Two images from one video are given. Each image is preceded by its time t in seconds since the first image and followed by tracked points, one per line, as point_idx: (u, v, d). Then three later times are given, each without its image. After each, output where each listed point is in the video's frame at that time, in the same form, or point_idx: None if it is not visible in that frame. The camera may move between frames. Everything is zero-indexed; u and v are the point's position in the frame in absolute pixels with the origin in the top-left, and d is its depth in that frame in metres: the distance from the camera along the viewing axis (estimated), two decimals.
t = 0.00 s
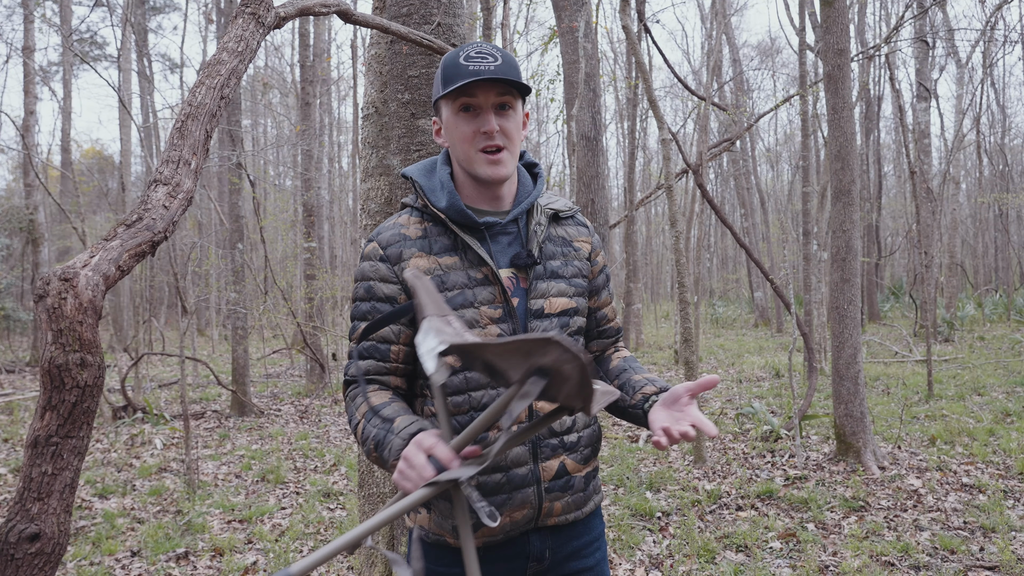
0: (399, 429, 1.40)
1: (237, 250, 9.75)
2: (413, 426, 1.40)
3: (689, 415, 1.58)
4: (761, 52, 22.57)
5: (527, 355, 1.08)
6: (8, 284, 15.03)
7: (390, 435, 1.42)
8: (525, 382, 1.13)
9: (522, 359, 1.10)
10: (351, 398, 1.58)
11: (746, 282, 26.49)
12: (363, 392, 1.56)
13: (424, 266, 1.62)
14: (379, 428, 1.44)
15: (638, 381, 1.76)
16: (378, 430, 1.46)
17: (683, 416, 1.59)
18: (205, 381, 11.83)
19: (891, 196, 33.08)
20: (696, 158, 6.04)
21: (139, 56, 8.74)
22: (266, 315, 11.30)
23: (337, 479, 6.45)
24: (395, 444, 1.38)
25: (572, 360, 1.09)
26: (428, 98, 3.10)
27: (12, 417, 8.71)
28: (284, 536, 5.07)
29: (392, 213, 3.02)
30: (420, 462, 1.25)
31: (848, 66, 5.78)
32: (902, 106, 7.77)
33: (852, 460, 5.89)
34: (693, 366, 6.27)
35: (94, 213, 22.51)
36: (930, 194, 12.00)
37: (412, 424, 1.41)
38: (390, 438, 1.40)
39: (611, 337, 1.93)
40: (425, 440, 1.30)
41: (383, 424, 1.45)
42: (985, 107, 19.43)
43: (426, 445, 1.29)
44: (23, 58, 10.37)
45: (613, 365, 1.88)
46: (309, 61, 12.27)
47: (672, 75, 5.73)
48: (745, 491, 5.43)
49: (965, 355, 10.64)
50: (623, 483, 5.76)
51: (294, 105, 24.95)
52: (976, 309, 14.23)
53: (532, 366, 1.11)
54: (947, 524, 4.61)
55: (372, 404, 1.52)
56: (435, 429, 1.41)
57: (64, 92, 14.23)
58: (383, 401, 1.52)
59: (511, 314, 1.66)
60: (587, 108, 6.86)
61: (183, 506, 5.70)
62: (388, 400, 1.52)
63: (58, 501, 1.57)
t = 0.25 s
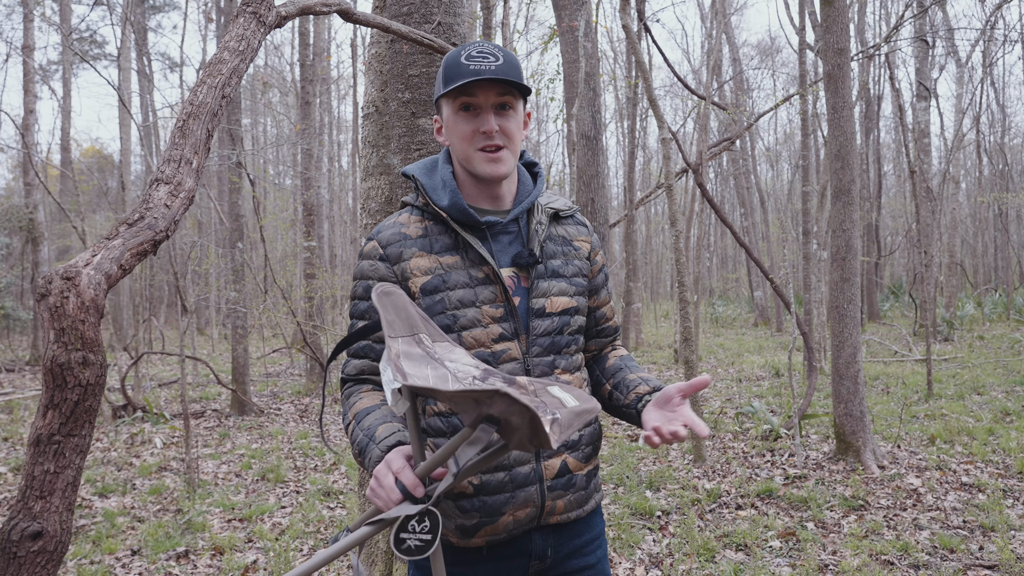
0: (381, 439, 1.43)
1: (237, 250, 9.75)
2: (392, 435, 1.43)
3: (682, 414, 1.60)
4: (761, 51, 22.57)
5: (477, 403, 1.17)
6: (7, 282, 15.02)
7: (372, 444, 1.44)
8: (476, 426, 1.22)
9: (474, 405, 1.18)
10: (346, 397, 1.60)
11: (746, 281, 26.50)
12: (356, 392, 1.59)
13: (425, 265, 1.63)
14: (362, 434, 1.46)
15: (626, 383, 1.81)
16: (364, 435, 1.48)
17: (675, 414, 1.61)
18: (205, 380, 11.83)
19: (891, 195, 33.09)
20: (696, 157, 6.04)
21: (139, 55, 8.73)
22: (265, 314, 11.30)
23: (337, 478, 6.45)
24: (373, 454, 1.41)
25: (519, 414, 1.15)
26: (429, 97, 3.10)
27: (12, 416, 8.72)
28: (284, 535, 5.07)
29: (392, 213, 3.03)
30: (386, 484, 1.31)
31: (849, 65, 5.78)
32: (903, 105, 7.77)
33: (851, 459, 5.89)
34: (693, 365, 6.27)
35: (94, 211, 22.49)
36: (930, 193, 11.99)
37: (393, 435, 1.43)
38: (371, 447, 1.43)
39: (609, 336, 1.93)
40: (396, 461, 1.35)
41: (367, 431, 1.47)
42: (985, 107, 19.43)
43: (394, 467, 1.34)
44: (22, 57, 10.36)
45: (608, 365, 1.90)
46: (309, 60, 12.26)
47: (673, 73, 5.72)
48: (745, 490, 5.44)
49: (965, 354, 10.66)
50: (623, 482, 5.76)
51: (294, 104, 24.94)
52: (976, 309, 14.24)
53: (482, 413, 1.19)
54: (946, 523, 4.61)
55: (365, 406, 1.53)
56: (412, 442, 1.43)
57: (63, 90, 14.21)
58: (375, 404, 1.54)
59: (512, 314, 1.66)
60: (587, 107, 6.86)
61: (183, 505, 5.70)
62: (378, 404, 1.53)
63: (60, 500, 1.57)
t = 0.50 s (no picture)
0: (379, 432, 1.43)
1: (237, 249, 9.76)
2: (390, 429, 1.42)
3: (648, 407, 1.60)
4: (761, 51, 22.57)
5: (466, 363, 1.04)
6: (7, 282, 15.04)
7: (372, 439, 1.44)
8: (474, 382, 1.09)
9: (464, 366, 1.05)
10: (347, 396, 1.61)
11: (746, 280, 26.53)
12: (358, 389, 1.60)
13: (421, 265, 1.63)
14: (361, 430, 1.47)
15: (613, 381, 1.82)
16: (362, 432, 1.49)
17: (643, 411, 1.60)
18: (205, 379, 11.85)
19: (891, 195, 33.09)
20: (696, 157, 6.04)
21: (139, 55, 8.74)
22: (266, 313, 11.32)
23: (337, 477, 6.46)
24: (375, 447, 1.40)
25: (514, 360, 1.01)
26: (429, 96, 3.10)
27: (12, 415, 8.73)
28: (284, 534, 5.08)
29: (392, 213, 3.03)
30: (400, 472, 1.27)
31: (848, 65, 5.78)
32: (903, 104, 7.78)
33: (851, 458, 5.89)
34: (693, 364, 6.28)
35: (94, 211, 22.50)
36: (930, 192, 12.02)
37: (392, 427, 1.42)
38: (371, 441, 1.43)
39: (607, 337, 1.93)
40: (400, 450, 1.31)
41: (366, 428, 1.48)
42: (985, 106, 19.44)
43: (401, 454, 1.30)
44: (22, 56, 10.35)
45: (603, 364, 1.90)
46: (309, 59, 12.25)
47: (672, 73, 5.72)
48: (745, 489, 5.44)
49: (964, 353, 10.68)
50: (622, 481, 5.76)
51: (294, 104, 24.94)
52: (975, 308, 14.25)
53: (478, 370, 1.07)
54: (946, 522, 4.62)
55: (364, 403, 1.54)
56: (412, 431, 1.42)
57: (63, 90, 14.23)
58: (373, 400, 1.55)
59: (509, 313, 1.66)
60: (587, 107, 6.87)
61: (184, 504, 5.71)
62: (378, 400, 1.54)
63: (62, 499, 1.57)
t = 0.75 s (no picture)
0: (375, 437, 1.44)
1: (237, 249, 9.75)
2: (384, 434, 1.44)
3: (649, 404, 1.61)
4: (761, 50, 22.56)
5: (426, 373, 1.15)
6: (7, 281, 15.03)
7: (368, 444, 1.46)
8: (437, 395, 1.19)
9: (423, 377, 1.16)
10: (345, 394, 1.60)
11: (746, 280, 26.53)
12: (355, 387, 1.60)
13: (419, 263, 1.63)
14: (358, 434, 1.47)
15: (612, 381, 1.82)
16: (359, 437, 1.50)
17: (646, 410, 1.61)
18: (205, 379, 11.85)
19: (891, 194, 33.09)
20: (695, 156, 6.04)
21: (139, 54, 8.74)
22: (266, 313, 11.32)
23: (337, 477, 6.46)
24: (370, 454, 1.43)
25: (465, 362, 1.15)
26: (429, 96, 3.10)
27: (12, 414, 8.73)
28: (284, 533, 5.08)
29: (392, 212, 3.03)
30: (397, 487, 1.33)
31: (848, 64, 5.78)
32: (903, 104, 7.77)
33: (851, 458, 5.89)
34: (693, 364, 6.28)
35: (94, 210, 22.50)
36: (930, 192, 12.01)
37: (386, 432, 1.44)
38: (368, 447, 1.45)
39: (606, 336, 1.93)
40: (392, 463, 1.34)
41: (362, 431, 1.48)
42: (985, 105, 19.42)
43: (392, 470, 1.34)
44: (22, 55, 10.34)
45: (603, 363, 1.91)
46: (308, 58, 12.24)
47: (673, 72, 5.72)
48: (745, 488, 5.44)
49: (964, 353, 10.70)
50: (622, 481, 5.76)
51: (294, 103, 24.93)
52: (975, 308, 14.24)
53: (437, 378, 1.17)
54: (945, 522, 4.62)
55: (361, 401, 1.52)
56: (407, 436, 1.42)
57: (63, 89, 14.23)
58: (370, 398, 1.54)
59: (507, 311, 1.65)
60: (587, 106, 6.87)
61: (184, 503, 5.71)
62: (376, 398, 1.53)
63: (62, 499, 1.57)
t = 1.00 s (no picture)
0: (370, 416, 1.36)
1: (236, 248, 9.75)
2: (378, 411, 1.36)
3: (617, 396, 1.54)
4: (761, 49, 22.55)
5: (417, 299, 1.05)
6: (7, 281, 15.04)
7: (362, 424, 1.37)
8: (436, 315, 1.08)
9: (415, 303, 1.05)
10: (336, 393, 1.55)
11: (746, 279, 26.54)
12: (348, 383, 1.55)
13: (415, 261, 1.62)
14: (350, 420, 1.41)
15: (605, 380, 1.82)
16: (350, 421, 1.41)
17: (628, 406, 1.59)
18: (205, 378, 11.85)
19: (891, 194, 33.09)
20: (695, 156, 6.04)
21: (139, 54, 8.74)
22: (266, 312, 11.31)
23: (337, 476, 6.46)
24: (365, 433, 1.35)
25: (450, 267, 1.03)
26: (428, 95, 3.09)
27: (12, 414, 8.73)
28: (284, 533, 5.07)
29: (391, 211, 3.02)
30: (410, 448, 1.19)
31: (848, 63, 5.78)
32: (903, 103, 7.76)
33: (851, 457, 5.89)
34: (693, 363, 6.28)
35: (94, 210, 22.50)
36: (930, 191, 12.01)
37: (379, 409, 1.37)
38: (362, 428, 1.36)
39: (602, 334, 1.93)
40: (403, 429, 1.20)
41: (354, 415, 1.41)
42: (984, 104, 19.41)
43: (400, 434, 1.20)
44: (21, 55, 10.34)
45: (596, 362, 1.90)
46: (308, 58, 12.23)
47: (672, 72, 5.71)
48: (745, 488, 5.44)
49: (964, 352, 10.69)
50: (622, 480, 5.76)
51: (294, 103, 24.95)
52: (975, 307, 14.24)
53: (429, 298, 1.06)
54: (945, 521, 4.62)
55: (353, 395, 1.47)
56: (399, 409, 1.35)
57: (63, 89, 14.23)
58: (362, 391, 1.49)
59: (503, 309, 1.65)
60: (587, 106, 6.87)
61: (183, 503, 5.71)
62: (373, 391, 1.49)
63: (60, 499, 1.56)
